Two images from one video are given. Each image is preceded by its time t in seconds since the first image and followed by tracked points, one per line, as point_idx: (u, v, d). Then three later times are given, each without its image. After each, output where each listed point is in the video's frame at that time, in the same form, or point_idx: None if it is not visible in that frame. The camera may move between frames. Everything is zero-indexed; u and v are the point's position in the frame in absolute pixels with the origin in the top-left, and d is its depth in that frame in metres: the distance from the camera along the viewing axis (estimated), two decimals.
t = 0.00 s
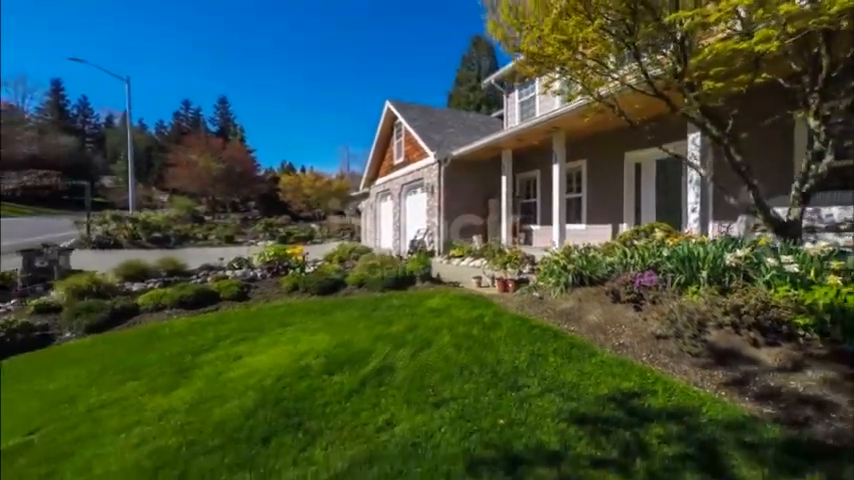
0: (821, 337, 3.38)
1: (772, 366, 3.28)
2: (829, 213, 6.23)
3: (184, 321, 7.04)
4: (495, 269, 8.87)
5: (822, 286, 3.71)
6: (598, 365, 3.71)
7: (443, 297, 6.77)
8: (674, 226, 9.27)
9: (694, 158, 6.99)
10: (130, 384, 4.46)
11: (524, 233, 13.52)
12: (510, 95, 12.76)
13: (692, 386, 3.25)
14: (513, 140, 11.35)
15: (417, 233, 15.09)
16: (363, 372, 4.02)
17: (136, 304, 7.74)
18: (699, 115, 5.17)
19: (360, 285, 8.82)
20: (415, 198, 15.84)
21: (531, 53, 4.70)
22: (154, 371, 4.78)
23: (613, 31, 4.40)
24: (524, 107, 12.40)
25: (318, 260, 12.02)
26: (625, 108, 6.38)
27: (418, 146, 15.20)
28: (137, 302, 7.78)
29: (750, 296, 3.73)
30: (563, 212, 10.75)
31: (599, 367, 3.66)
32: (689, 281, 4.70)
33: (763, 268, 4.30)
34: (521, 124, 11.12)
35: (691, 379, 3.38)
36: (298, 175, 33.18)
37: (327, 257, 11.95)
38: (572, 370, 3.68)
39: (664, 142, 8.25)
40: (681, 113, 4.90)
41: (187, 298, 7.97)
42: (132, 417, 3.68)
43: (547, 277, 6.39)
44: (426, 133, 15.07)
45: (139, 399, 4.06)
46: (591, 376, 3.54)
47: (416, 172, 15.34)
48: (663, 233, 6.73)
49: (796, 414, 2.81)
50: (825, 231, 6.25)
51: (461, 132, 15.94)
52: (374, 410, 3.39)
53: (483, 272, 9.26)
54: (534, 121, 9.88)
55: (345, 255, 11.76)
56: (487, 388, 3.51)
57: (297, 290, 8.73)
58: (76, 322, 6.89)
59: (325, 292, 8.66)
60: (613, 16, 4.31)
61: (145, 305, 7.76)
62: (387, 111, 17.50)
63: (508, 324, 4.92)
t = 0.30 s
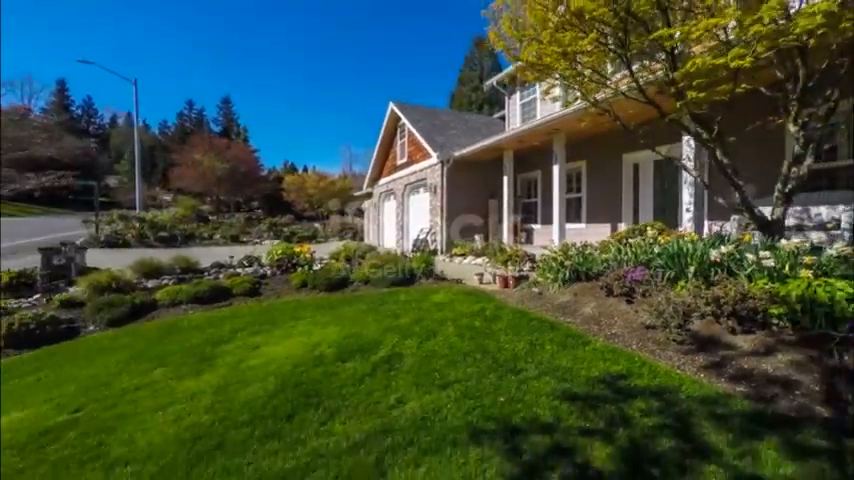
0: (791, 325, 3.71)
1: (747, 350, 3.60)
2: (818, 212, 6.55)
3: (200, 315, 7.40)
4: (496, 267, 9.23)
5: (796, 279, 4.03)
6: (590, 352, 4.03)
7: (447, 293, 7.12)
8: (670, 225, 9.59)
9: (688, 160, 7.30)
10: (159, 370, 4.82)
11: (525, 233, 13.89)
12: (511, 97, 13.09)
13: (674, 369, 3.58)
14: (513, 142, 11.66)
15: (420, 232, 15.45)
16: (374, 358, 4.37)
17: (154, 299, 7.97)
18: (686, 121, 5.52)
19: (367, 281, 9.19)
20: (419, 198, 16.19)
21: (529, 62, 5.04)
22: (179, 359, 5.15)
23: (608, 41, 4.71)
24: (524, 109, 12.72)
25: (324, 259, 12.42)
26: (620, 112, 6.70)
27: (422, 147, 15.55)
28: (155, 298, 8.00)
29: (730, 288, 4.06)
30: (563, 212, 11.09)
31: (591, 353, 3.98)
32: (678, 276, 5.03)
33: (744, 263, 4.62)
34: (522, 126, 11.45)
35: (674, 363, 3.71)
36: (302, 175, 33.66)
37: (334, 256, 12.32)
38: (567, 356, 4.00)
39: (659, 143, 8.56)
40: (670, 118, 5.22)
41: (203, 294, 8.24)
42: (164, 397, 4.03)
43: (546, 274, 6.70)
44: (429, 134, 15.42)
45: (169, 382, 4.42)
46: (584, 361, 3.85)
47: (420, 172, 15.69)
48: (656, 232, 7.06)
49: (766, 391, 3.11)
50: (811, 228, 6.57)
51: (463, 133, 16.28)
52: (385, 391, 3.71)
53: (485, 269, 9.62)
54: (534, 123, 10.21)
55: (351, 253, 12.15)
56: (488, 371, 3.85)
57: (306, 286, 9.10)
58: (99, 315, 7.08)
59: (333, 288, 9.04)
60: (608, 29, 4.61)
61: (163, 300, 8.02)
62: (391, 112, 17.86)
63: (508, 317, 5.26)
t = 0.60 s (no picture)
0: (765, 314, 4.03)
1: (725, 338, 3.94)
2: (806, 212, 6.95)
3: (214, 309, 7.77)
4: (497, 264, 9.60)
5: (772, 274, 4.36)
6: (582, 340, 4.38)
7: (450, 289, 7.48)
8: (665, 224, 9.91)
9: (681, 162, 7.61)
10: (183, 358, 5.20)
11: (526, 232, 14.24)
12: (512, 99, 13.40)
13: (658, 354, 3.93)
14: (514, 143, 11.98)
15: (423, 231, 15.81)
16: (383, 347, 4.73)
17: (169, 295, 8.27)
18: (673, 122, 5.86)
19: (372, 278, 9.55)
20: (421, 197, 16.53)
21: (526, 70, 5.39)
22: (201, 349, 5.52)
23: (599, 53, 5.02)
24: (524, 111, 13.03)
25: (330, 257, 12.79)
26: (614, 116, 7.04)
27: (424, 148, 15.90)
28: (170, 293, 8.33)
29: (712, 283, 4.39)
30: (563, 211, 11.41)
31: (583, 342, 4.33)
32: (667, 271, 5.36)
33: (727, 259, 4.96)
34: (523, 128, 11.77)
35: (659, 350, 4.05)
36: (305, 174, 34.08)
37: (339, 254, 12.69)
38: (561, 344, 4.35)
39: (653, 145, 8.89)
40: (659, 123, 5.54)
41: (215, 290, 8.52)
42: (191, 381, 4.40)
43: (544, 270, 7.09)
44: (431, 135, 15.75)
45: (194, 368, 4.79)
46: (576, 348, 4.19)
47: (422, 172, 16.04)
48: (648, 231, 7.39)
49: (738, 373, 3.44)
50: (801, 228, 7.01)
51: (465, 134, 16.62)
52: (394, 375, 4.05)
53: (485, 267, 9.99)
54: (534, 124, 10.52)
55: (357, 251, 12.53)
56: (488, 357, 4.19)
57: (314, 283, 9.48)
58: (119, 309, 7.44)
59: (340, 284, 9.40)
60: (599, 41, 4.93)
61: (178, 296, 8.31)
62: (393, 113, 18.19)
63: (507, 310, 5.61)
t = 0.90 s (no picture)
0: (743, 306, 4.37)
1: (705, 328, 4.28)
2: (794, 212, 7.25)
3: (227, 304, 8.14)
4: (497, 262, 9.95)
5: (750, 269, 4.70)
6: (575, 330, 4.72)
7: (451, 285, 7.83)
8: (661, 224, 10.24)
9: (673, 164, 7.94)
10: (202, 348, 5.56)
11: (526, 231, 14.57)
12: (512, 101, 13.69)
13: (643, 342, 4.28)
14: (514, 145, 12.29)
15: (424, 231, 16.17)
16: (389, 337, 5.06)
17: (183, 291, 8.63)
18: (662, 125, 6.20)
19: (376, 275, 9.91)
20: (423, 197, 16.88)
21: (525, 79, 5.70)
22: (218, 340, 5.88)
23: (592, 63, 5.37)
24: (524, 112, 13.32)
25: (335, 255, 13.16)
26: (608, 121, 7.38)
27: (426, 149, 16.24)
28: (183, 290, 8.68)
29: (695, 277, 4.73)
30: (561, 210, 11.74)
31: (575, 332, 4.67)
32: (657, 267, 5.70)
33: (711, 256, 5.30)
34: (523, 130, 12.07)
35: (645, 339, 4.39)
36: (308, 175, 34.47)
37: (344, 253, 13.06)
38: (554, 334, 4.69)
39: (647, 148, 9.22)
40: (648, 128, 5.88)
41: (226, 286, 8.87)
42: (212, 368, 4.75)
43: (541, 267, 7.44)
44: (433, 136, 16.08)
45: (213, 357, 5.15)
46: (569, 338, 4.53)
47: (424, 173, 16.39)
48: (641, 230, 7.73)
49: (714, 358, 3.78)
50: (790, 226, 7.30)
51: (466, 135, 16.95)
52: (400, 361, 4.36)
53: (486, 265, 10.36)
54: (534, 127, 10.84)
55: (361, 250, 12.89)
56: (487, 345, 4.52)
57: (320, 280, 9.87)
58: (136, 304, 7.78)
59: (345, 281, 9.77)
60: (591, 53, 5.26)
61: (191, 292, 8.68)
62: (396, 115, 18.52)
63: (506, 304, 5.95)
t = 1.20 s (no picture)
0: (723, 298, 4.73)
1: (687, 318, 4.62)
2: (782, 212, 7.52)
3: (238, 298, 8.51)
4: (497, 260, 10.33)
5: (731, 264, 5.06)
6: (567, 321, 5.07)
7: (453, 281, 8.19)
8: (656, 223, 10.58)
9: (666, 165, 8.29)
10: (219, 338, 5.93)
11: (526, 230, 14.90)
12: (512, 103, 13.99)
13: (630, 331, 4.63)
14: (513, 146, 12.65)
15: (426, 230, 16.53)
16: (395, 327, 5.42)
17: (195, 287, 8.99)
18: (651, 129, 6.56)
19: (380, 272, 10.28)
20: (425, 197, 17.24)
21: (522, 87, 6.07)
22: (233, 331, 6.24)
23: (585, 71, 5.71)
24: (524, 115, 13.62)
25: (340, 254, 13.53)
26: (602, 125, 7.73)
27: (428, 150, 16.59)
28: (196, 286, 9.04)
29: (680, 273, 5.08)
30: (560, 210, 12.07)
31: (568, 322, 5.01)
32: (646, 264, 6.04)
33: (696, 252, 5.65)
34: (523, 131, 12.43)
35: (632, 328, 4.73)
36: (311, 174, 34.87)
37: (349, 251, 13.44)
38: (549, 324, 5.04)
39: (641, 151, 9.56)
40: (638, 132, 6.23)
41: (237, 282, 9.25)
42: (230, 356, 5.11)
43: (539, 264, 7.79)
44: (434, 138, 16.41)
45: (231, 346, 5.51)
46: (562, 328, 4.87)
47: (426, 174, 16.75)
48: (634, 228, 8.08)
49: (694, 345, 4.11)
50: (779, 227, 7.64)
51: (467, 136, 17.28)
52: (405, 348, 4.70)
53: (486, 263, 10.73)
54: (533, 129, 11.19)
55: (365, 249, 13.26)
56: (485, 334, 4.87)
57: (327, 277, 10.27)
58: (152, 299, 8.16)
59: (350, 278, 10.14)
60: (584, 62, 5.61)
61: (203, 288, 9.05)
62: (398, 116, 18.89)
63: (504, 299, 6.30)
